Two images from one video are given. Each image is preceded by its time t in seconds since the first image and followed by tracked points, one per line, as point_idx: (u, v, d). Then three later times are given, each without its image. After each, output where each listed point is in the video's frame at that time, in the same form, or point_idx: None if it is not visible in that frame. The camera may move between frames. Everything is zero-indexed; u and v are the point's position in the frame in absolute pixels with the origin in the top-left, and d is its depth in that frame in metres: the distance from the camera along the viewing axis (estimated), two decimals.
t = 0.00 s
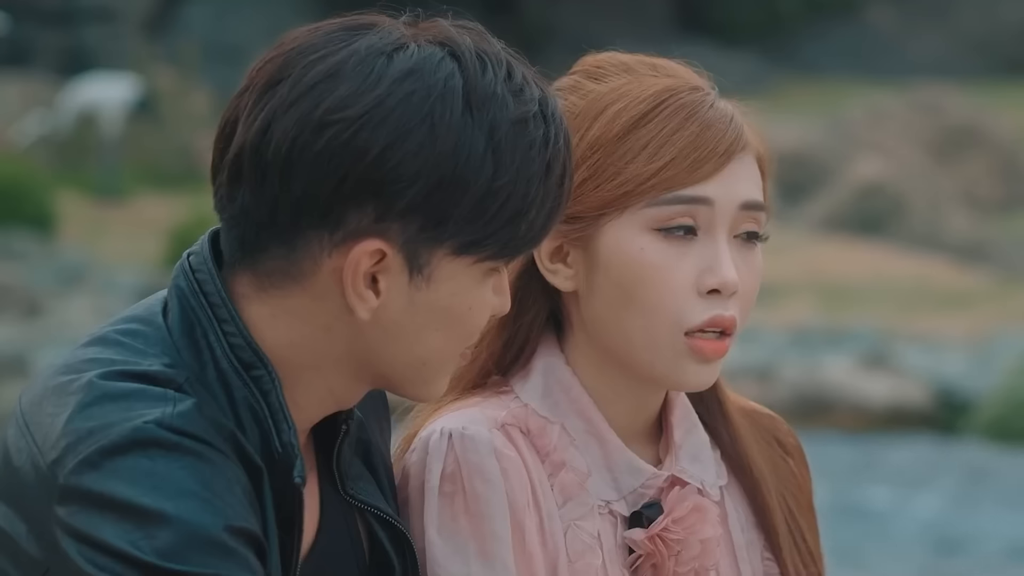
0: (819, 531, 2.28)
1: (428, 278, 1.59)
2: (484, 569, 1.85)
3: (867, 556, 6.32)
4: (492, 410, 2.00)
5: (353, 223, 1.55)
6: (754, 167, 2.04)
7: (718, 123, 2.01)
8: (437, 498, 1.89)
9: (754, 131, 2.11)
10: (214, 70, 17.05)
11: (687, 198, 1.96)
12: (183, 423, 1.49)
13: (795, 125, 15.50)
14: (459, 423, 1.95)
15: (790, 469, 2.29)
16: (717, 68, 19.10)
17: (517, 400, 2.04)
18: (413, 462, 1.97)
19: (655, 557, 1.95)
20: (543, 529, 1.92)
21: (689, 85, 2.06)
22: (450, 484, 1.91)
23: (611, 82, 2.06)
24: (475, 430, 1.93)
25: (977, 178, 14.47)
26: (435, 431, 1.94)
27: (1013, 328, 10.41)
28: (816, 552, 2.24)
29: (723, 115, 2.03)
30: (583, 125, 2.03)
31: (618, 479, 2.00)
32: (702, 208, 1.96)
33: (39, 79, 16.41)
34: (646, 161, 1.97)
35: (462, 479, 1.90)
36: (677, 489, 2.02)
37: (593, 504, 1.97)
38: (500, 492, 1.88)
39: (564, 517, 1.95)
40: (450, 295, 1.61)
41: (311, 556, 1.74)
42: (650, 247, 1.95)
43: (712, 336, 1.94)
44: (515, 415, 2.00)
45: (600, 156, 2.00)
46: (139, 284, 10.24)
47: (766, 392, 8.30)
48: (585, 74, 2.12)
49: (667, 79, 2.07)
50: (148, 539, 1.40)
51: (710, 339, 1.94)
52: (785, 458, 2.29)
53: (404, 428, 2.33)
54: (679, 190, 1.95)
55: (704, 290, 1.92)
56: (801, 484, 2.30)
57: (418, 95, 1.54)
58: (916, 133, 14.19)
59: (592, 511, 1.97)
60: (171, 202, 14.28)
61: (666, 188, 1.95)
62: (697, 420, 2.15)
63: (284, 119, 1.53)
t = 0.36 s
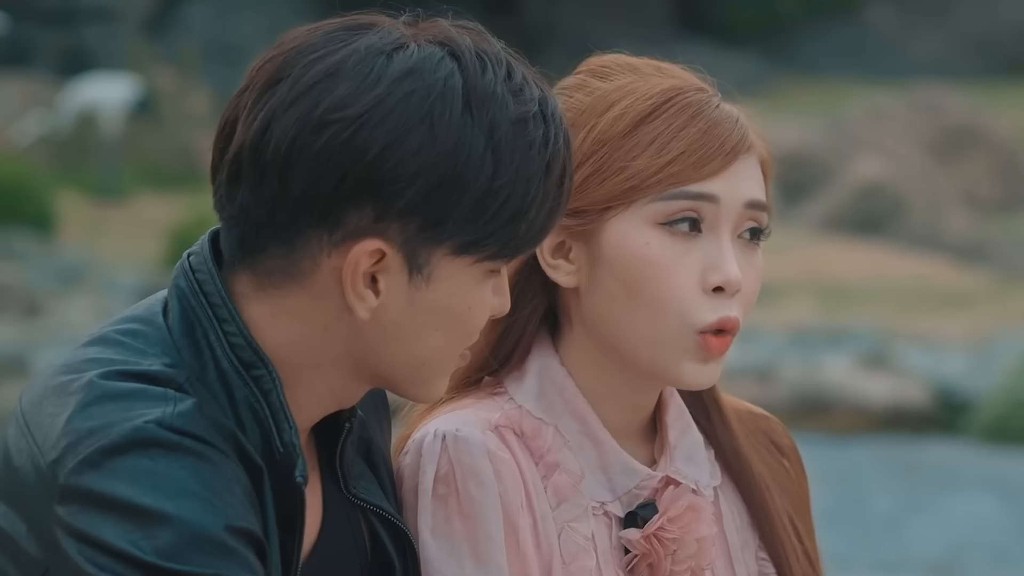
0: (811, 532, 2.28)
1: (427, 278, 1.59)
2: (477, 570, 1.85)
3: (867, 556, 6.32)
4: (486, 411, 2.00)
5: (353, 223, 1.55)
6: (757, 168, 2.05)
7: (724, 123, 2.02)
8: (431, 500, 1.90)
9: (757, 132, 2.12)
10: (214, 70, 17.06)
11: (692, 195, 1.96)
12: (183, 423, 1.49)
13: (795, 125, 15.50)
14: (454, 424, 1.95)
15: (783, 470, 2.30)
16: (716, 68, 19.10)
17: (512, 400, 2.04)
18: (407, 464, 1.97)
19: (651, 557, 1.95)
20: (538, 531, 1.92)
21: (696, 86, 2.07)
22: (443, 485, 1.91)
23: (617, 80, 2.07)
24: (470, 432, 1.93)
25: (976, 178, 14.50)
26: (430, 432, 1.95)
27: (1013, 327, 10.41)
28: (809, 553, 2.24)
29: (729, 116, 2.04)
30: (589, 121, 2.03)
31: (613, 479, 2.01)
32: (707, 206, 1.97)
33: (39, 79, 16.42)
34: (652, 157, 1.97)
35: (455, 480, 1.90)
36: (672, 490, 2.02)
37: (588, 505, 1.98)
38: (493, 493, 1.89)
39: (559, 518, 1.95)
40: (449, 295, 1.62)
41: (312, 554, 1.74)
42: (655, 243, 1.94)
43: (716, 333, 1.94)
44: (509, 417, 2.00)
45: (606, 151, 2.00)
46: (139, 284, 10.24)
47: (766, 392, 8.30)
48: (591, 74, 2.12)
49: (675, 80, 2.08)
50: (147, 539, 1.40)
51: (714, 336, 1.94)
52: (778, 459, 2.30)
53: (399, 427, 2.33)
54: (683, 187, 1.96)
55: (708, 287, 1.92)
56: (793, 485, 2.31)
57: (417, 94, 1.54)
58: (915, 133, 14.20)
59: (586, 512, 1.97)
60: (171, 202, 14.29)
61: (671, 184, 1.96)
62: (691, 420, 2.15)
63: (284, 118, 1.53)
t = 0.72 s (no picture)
0: (814, 530, 2.28)
1: (428, 276, 1.60)
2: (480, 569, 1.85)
3: (868, 557, 6.31)
4: (489, 409, 2.00)
5: (354, 221, 1.55)
6: (750, 161, 2.05)
7: (714, 118, 2.02)
8: (434, 497, 1.90)
9: (751, 126, 2.12)
10: (215, 70, 17.06)
11: (687, 191, 1.96)
12: (184, 422, 1.49)
13: (795, 125, 15.50)
14: (456, 422, 1.95)
15: (784, 468, 2.30)
16: (716, 68, 19.11)
17: (514, 399, 2.04)
18: (410, 463, 1.97)
19: (655, 554, 1.94)
20: (540, 529, 1.92)
21: (684, 82, 2.07)
22: (446, 483, 1.91)
23: (605, 81, 2.07)
24: (472, 429, 1.93)
25: (976, 179, 14.51)
26: (433, 430, 1.95)
27: (1012, 327, 10.42)
28: (811, 551, 2.24)
29: (719, 111, 2.04)
30: (580, 123, 2.03)
31: (616, 477, 2.01)
32: (701, 203, 1.97)
33: (39, 79, 16.42)
34: (644, 158, 1.97)
35: (458, 478, 1.91)
36: (675, 486, 2.02)
37: (591, 503, 1.98)
38: (496, 491, 1.89)
39: (561, 516, 1.95)
40: (450, 294, 1.62)
41: (314, 554, 1.74)
42: (652, 242, 1.95)
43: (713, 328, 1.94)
44: (511, 415, 2.00)
45: (597, 153, 2.00)
46: (139, 284, 10.24)
47: (765, 392, 8.32)
48: (579, 76, 2.12)
49: (663, 77, 2.08)
50: (149, 538, 1.40)
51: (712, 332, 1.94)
52: (779, 459, 2.30)
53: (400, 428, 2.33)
54: (678, 184, 1.96)
55: (706, 284, 1.92)
56: (795, 483, 2.30)
57: (418, 92, 1.54)
58: (914, 133, 14.20)
59: (589, 510, 1.97)
60: (171, 203, 14.29)
61: (664, 183, 1.96)
62: (694, 418, 2.15)
63: (285, 117, 1.53)
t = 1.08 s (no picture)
0: (814, 530, 2.28)
1: (429, 276, 1.59)
2: (482, 568, 1.86)
3: (864, 555, 6.32)
4: (490, 407, 2.00)
5: (355, 220, 1.55)
6: (750, 160, 2.05)
7: (712, 116, 2.02)
8: (436, 495, 1.90)
9: (751, 124, 2.13)
10: (215, 70, 17.06)
11: (687, 189, 1.97)
12: (184, 422, 1.49)
13: (794, 125, 15.51)
14: (458, 420, 1.95)
15: (784, 468, 2.30)
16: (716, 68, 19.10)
17: (515, 398, 2.04)
18: (411, 461, 1.97)
19: (655, 554, 1.94)
20: (541, 528, 1.92)
21: (683, 81, 2.08)
22: (448, 482, 1.91)
23: (605, 79, 2.07)
24: (474, 428, 1.93)
25: (976, 179, 14.51)
26: (434, 428, 1.95)
27: (1013, 327, 10.42)
28: (812, 550, 2.24)
29: (718, 110, 2.04)
30: (580, 121, 2.03)
31: (618, 476, 2.01)
32: (701, 200, 1.97)
33: (38, 79, 16.43)
34: (643, 156, 1.97)
35: (461, 476, 1.91)
36: (676, 486, 2.02)
37: (591, 502, 1.98)
38: (498, 489, 1.89)
39: (562, 515, 1.95)
40: (451, 293, 1.62)
41: (313, 555, 1.74)
42: (651, 239, 1.95)
43: (715, 325, 1.94)
44: (513, 413, 2.00)
45: (595, 151, 2.00)
46: (139, 284, 10.24)
47: (765, 392, 8.33)
48: (578, 75, 2.12)
49: (663, 75, 2.08)
50: (148, 538, 1.40)
51: (714, 330, 1.93)
52: (780, 459, 2.30)
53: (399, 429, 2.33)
54: (677, 181, 1.96)
55: (705, 281, 1.92)
56: (795, 484, 2.30)
57: (419, 92, 1.55)
58: (914, 134, 14.21)
59: (590, 509, 1.97)
60: (171, 203, 14.29)
61: (663, 180, 1.96)
62: (694, 417, 2.14)
63: (286, 116, 1.53)
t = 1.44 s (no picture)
0: (815, 531, 2.28)
1: (429, 276, 1.59)
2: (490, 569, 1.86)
3: (866, 556, 6.31)
4: (498, 406, 2.00)
5: (356, 221, 1.55)
6: (754, 160, 2.05)
7: (715, 119, 2.02)
8: (443, 493, 1.90)
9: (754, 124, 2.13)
10: (215, 70, 17.06)
11: (691, 193, 1.96)
12: (183, 423, 1.49)
13: (794, 125, 15.52)
14: (465, 418, 1.95)
15: (786, 470, 2.29)
16: (715, 68, 19.09)
17: (522, 397, 2.03)
18: (419, 458, 1.97)
19: (657, 554, 1.95)
20: (547, 526, 1.92)
21: (687, 83, 2.07)
22: (455, 479, 1.91)
23: (607, 85, 2.07)
24: (482, 426, 1.93)
25: (976, 179, 14.50)
26: (441, 426, 1.95)
27: (1013, 327, 10.41)
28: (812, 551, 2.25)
29: (721, 112, 2.03)
30: (582, 127, 2.03)
31: (623, 477, 2.01)
32: (705, 204, 1.96)
33: (38, 79, 16.43)
34: (643, 162, 1.97)
35: (468, 475, 1.91)
36: (680, 488, 2.02)
37: (596, 502, 1.98)
38: (506, 488, 1.89)
39: (568, 515, 1.95)
40: (451, 294, 1.61)
41: (313, 555, 1.74)
42: (657, 247, 1.94)
43: (725, 332, 1.95)
44: (520, 412, 2.00)
45: (600, 158, 1.99)
46: (139, 284, 10.23)
47: (766, 393, 8.33)
48: (580, 78, 2.12)
49: (666, 79, 2.07)
50: (148, 539, 1.40)
51: (719, 334, 1.94)
52: (781, 461, 2.30)
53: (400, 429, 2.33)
54: (682, 185, 1.96)
55: (712, 287, 1.92)
56: (797, 486, 2.30)
57: (421, 92, 1.54)
58: (914, 134, 14.25)
59: (594, 509, 1.97)
60: (171, 203, 14.29)
61: (668, 186, 1.96)
62: (698, 419, 2.14)
63: (287, 116, 1.53)
